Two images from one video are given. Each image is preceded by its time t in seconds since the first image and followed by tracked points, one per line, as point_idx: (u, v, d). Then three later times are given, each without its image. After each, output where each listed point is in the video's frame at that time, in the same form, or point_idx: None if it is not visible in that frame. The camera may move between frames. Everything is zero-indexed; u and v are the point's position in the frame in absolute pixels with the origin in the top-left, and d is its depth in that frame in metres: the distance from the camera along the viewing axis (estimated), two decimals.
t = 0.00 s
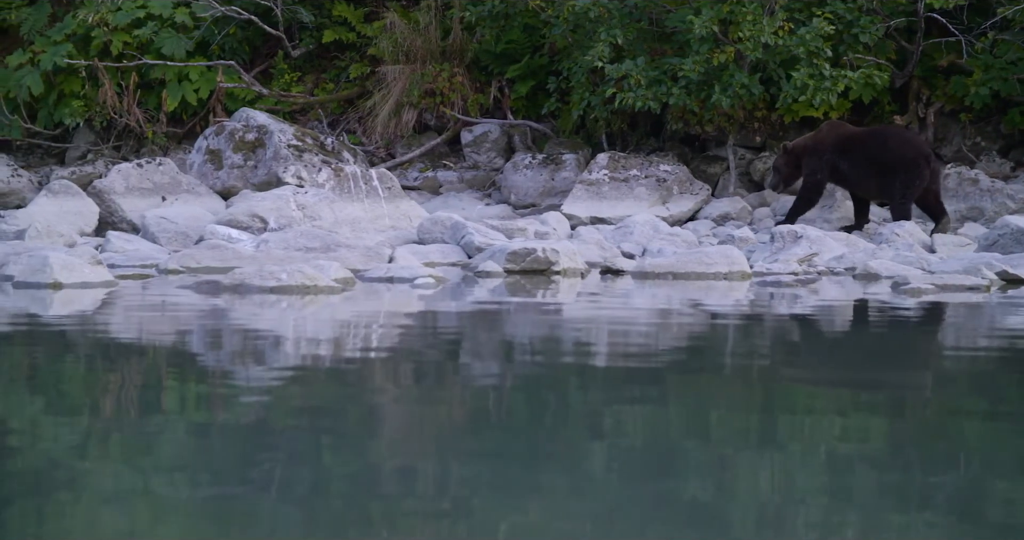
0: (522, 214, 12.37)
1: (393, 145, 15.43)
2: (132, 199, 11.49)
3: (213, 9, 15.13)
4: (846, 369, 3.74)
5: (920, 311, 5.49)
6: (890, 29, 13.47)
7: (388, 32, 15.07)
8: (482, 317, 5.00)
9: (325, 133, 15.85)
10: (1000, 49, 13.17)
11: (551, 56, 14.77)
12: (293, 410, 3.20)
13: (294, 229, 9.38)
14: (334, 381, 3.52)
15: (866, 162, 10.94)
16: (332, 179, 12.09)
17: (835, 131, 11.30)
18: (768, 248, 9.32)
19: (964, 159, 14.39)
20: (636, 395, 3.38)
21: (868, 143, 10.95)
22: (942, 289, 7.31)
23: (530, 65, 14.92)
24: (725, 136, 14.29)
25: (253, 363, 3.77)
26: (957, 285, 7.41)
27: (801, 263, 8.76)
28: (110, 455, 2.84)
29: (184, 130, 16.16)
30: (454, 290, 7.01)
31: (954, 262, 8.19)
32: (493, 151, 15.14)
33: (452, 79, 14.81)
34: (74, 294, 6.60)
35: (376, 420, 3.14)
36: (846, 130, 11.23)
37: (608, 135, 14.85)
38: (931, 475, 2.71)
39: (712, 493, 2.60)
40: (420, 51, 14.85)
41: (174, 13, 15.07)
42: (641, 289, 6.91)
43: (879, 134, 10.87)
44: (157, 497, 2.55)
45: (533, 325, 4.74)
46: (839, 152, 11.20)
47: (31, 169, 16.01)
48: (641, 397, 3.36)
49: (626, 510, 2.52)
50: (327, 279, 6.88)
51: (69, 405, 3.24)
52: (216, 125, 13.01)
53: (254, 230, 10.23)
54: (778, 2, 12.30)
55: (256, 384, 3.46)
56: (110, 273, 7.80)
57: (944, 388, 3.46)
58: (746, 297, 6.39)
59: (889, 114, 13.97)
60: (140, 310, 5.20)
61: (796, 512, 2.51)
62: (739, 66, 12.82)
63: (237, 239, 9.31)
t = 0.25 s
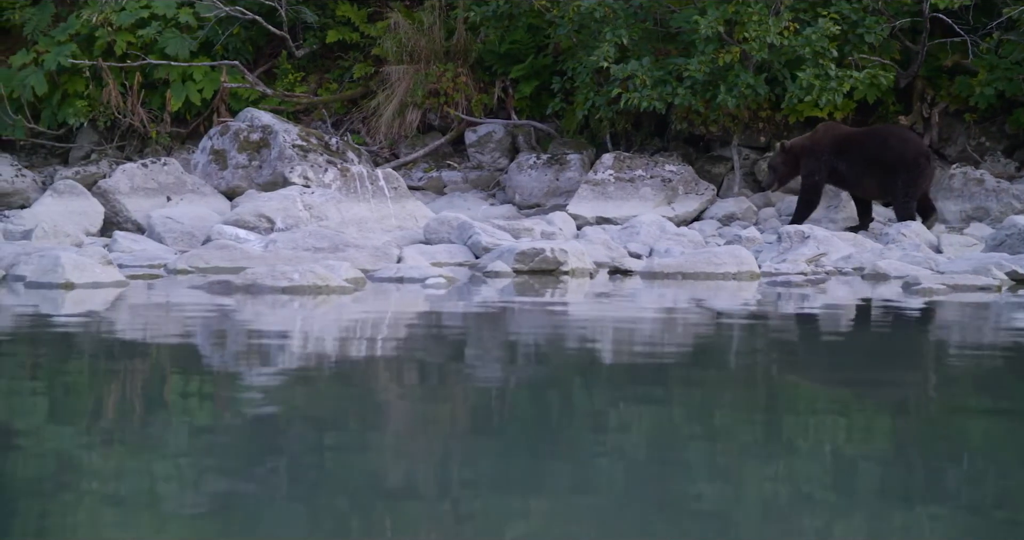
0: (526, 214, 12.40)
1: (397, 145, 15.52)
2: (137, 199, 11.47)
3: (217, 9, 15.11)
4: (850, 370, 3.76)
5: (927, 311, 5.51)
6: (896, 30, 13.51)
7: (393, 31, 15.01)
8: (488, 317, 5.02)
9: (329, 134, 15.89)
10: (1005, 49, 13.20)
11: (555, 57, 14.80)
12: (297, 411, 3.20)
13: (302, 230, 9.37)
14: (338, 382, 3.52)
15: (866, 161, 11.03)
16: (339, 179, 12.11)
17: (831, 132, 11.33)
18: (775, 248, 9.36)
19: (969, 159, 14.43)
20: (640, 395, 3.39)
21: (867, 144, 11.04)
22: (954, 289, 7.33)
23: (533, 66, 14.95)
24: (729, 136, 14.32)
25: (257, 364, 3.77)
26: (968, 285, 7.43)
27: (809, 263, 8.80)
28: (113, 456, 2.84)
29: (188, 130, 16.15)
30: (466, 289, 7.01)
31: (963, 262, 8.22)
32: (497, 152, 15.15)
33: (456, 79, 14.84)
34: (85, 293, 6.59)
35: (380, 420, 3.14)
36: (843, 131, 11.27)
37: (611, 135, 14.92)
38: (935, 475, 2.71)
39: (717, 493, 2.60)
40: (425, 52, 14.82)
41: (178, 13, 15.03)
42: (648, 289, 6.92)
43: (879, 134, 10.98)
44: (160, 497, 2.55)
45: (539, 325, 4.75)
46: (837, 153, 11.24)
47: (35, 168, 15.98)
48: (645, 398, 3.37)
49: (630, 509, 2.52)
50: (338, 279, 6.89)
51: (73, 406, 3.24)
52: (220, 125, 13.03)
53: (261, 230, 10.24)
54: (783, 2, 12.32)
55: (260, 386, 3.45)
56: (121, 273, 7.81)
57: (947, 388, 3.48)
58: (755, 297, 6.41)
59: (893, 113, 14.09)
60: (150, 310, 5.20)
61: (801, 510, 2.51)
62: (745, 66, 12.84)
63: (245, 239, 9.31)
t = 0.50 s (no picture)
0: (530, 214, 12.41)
1: (400, 145, 15.55)
2: (141, 200, 11.41)
3: (220, 10, 15.10)
4: (853, 370, 3.77)
5: (934, 311, 5.52)
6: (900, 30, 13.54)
7: (395, 32, 15.10)
8: (495, 318, 5.03)
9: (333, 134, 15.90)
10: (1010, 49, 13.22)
11: (558, 57, 14.82)
12: (300, 411, 3.20)
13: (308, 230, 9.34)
14: (342, 383, 3.52)
15: (864, 162, 11.08)
16: (345, 179, 12.11)
17: (828, 134, 11.35)
18: (781, 248, 9.40)
19: (973, 159, 14.43)
20: (644, 395, 3.39)
21: (864, 144, 11.08)
22: (965, 289, 7.34)
23: (537, 66, 14.99)
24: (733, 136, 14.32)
25: (261, 364, 3.77)
26: (979, 285, 7.44)
27: (816, 264, 8.84)
28: (116, 456, 2.84)
29: (191, 130, 16.12)
30: (477, 289, 7.02)
31: (971, 262, 8.23)
32: (500, 152, 14.94)
33: (459, 79, 14.90)
34: (96, 294, 6.60)
35: (383, 421, 3.15)
36: (839, 131, 11.30)
37: (615, 135, 14.97)
38: (939, 475, 2.71)
39: (720, 492, 2.61)
40: (427, 50, 14.96)
41: (181, 13, 15.00)
42: (656, 290, 6.94)
43: (877, 135, 11.02)
44: (162, 497, 2.55)
45: (546, 326, 4.76)
46: (834, 154, 11.27)
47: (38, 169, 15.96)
48: (649, 398, 3.37)
49: (634, 508, 2.52)
50: (350, 279, 6.89)
51: (76, 406, 3.24)
52: (224, 125, 13.13)
53: (267, 230, 10.25)
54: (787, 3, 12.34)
55: (262, 388, 3.45)
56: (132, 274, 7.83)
57: (950, 388, 3.48)
58: (762, 297, 6.42)
59: (896, 113, 14.15)
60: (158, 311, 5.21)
61: (803, 510, 2.51)
62: (750, 66, 12.85)
63: (253, 239, 9.32)
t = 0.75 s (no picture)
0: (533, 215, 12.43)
1: (402, 144, 15.55)
2: (145, 200, 11.39)
3: (222, 10, 15.08)
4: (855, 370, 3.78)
5: (939, 312, 5.54)
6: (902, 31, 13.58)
7: (396, 32, 15.07)
8: (502, 318, 5.04)
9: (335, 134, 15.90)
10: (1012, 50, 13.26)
11: (561, 57, 14.83)
12: (302, 412, 3.19)
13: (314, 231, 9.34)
14: (345, 383, 3.52)
15: (860, 161, 11.07)
16: (349, 179, 12.08)
17: (824, 133, 11.31)
18: (787, 249, 9.43)
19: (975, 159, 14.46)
20: (646, 396, 3.40)
21: (861, 144, 11.06)
22: (975, 289, 7.35)
23: (539, 66, 15.02)
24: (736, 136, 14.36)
25: (265, 364, 3.77)
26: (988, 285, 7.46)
27: (822, 264, 8.87)
28: (117, 456, 2.83)
29: (193, 130, 16.10)
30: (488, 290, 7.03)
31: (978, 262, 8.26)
32: (503, 152, 15.13)
33: (462, 80, 14.92)
34: (107, 294, 6.63)
35: (385, 421, 3.14)
36: (834, 131, 11.26)
37: (617, 135, 14.99)
38: (942, 476, 2.71)
39: (724, 492, 2.61)
40: (428, 50, 14.92)
41: (183, 14, 14.98)
42: (664, 289, 6.96)
43: (874, 135, 11.00)
44: (163, 497, 2.54)
45: (551, 326, 4.77)
46: (830, 152, 11.24)
47: (40, 169, 15.93)
48: (651, 398, 3.38)
49: (637, 509, 2.52)
50: (360, 279, 6.90)
51: (79, 406, 3.23)
52: (226, 126, 13.14)
53: (272, 230, 10.25)
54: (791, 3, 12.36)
55: (266, 389, 3.44)
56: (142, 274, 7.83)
57: (952, 389, 3.49)
58: (768, 297, 6.43)
59: (899, 113, 14.20)
60: (167, 311, 5.21)
61: (807, 511, 2.51)
62: (753, 67, 12.87)
63: (258, 240, 9.31)
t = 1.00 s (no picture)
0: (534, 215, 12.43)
1: (404, 145, 15.49)
2: (147, 200, 11.37)
3: (223, 10, 15.06)
4: (857, 370, 3.79)
5: (944, 312, 5.56)
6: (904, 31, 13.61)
7: (398, 32, 15.06)
8: (507, 318, 5.05)
9: (336, 134, 15.88)
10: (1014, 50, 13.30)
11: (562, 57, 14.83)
12: (304, 412, 3.19)
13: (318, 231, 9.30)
14: (347, 383, 3.52)
15: (857, 160, 11.11)
16: (353, 180, 12.06)
17: (822, 133, 11.39)
18: (792, 249, 9.45)
19: (977, 159, 14.50)
20: (648, 396, 3.40)
21: (859, 143, 11.13)
22: (984, 289, 7.36)
23: (540, 67, 15.03)
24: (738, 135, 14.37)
25: (267, 364, 3.77)
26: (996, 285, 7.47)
27: (828, 265, 8.89)
28: (120, 456, 2.82)
29: (194, 131, 16.06)
30: (496, 290, 7.02)
31: (983, 262, 8.28)
32: (505, 153, 15.21)
33: (464, 80, 14.91)
34: (117, 294, 6.64)
35: (387, 421, 3.14)
36: (832, 131, 11.35)
37: (619, 136, 15.00)
38: (943, 477, 2.72)
39: (727, 491, 2.61)
40: (429, 51, 14.92)
41: (184, 14, 14.94)
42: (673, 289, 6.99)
43: (872, 135, 11.07)
44: (166, 496, 2.53)
45: (556, 326, 4.78)
46: (827, 151, 11.30)
47: (39, 169, 15.90)
48: (653, 398, 3.38)
49: (640, 509, 2.52)
50: (370, 279, 6.89)
51: (81, 406, 3.23)
52: (228, 126, 13.11)
53: (276, 231, 10.23)
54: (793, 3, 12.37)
55: (268, 388, 3.44)
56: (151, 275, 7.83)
57: (954, 389, 3.50)
58: (772, 298, 6.44)
59: (901, 113, 14.24)
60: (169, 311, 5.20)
61: (809, 511, 2.52)
62: (756, 67, 12.88)
63: (263, 240, 9.29)
